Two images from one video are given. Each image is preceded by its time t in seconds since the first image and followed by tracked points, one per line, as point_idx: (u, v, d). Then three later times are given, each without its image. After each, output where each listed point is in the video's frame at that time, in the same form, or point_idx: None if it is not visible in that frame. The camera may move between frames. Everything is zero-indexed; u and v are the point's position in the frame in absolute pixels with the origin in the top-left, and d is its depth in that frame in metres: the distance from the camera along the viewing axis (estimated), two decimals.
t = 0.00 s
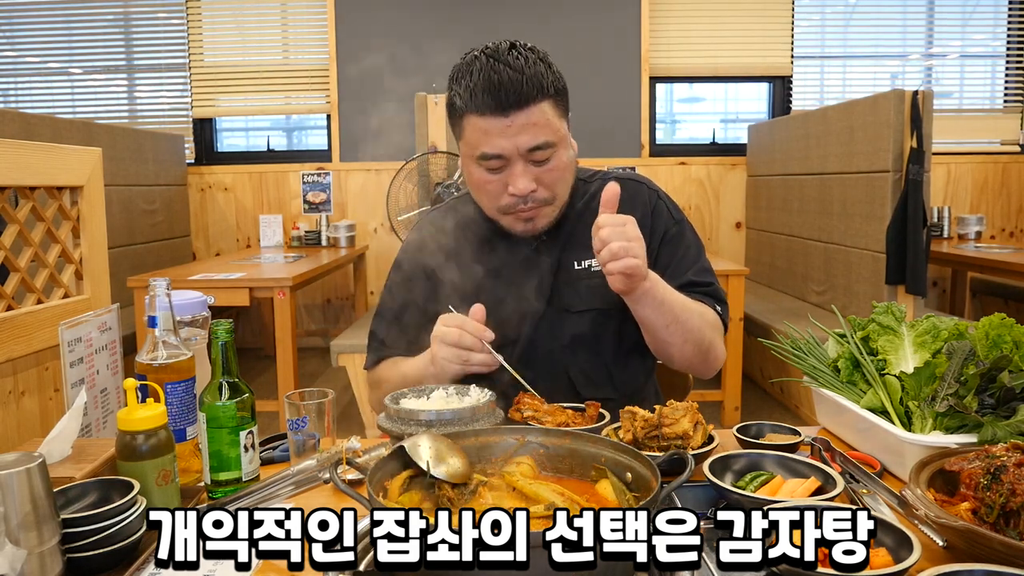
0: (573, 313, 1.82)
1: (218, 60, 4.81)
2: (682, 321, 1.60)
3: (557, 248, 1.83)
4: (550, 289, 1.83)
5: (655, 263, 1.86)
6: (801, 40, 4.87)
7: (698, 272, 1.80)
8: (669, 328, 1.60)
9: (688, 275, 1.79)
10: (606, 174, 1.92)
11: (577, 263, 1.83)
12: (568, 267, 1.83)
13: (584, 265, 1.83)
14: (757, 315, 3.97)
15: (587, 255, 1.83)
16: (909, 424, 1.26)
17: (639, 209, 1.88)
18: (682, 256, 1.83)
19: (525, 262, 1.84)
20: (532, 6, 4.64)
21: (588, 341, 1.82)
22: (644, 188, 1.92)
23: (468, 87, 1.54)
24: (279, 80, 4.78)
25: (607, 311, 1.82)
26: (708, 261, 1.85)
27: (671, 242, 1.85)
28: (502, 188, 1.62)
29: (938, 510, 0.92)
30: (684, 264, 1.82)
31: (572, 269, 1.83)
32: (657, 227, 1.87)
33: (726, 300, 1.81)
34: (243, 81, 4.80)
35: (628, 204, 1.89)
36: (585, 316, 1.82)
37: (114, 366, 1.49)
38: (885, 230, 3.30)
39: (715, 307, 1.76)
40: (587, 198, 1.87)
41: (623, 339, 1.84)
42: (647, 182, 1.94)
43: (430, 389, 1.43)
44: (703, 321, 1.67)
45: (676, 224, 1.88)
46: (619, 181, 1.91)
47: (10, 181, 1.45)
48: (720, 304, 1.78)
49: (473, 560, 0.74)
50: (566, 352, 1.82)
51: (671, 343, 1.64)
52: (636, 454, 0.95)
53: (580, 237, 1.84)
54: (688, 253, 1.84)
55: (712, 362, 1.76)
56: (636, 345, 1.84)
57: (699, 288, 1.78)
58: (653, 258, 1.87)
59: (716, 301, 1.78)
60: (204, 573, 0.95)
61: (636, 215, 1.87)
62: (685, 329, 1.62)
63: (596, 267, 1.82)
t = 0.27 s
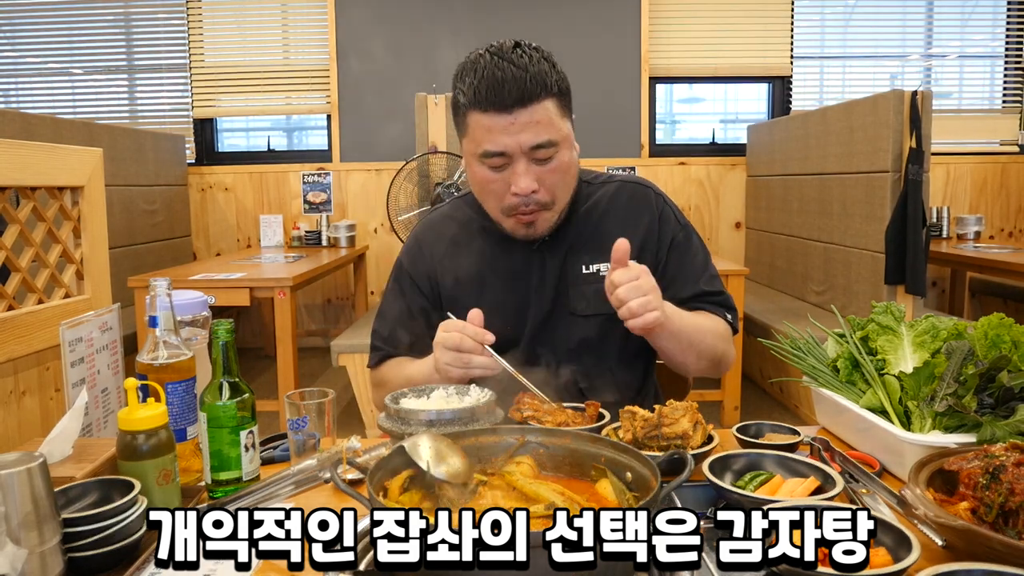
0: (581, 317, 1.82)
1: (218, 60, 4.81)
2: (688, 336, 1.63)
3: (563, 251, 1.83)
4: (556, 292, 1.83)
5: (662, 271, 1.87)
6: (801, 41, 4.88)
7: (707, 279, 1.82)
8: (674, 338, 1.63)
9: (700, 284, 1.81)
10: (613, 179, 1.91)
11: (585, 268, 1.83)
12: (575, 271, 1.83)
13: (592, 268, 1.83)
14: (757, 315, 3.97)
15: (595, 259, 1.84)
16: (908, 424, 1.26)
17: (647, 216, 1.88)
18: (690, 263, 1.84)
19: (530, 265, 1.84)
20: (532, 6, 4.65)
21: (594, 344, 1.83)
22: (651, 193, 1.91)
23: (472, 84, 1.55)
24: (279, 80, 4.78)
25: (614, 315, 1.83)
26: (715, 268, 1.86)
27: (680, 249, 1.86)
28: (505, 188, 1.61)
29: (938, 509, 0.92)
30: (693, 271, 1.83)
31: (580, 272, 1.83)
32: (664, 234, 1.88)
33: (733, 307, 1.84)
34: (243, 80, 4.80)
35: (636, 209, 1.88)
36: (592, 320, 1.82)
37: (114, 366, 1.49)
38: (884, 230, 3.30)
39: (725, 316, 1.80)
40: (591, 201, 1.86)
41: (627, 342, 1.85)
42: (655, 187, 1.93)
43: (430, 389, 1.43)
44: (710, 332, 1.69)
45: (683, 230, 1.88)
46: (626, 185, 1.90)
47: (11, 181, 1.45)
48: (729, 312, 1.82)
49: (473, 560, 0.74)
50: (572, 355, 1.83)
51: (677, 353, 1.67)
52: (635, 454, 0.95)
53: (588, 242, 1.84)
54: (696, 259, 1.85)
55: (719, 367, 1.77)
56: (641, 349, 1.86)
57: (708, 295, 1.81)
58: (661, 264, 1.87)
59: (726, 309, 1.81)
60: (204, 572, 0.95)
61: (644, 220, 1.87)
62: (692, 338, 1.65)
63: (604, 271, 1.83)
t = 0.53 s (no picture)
0: (585, 320, 1.82)
1: (218, 60, 4.81)
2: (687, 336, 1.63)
3: (567, 252, 1.84)
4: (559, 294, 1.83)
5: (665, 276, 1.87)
6: (801, 41, 4.87)
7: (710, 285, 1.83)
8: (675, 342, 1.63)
9: (703, 289, 1.82)
10: (617, 183, 1.91)
11: (588, 270, 1.83)
12: (579, 273, 1.83)
13: (596, 271, 1.83)
14: (757, 315, 3.97)
15: (598, 261, 1.84)
16: (909, 424, 1.26)
17: (652, 221, 1.88)
18: (693, 268, 1.84)
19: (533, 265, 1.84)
20: (532, 6, 4.64)
21: (598, 346, 1.83)
22: (655, 197, 1.91)
23: (480, 84, 1.55)
24: (279, 80, 4.78)
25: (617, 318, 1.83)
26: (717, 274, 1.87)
27: (683, 253, 1.86)
28: (510, 187, 1.61)
29: (938, 510, 0.92)
30: (696, 276, 1.84)
31: (584, 274, 1.83)
32: (668, 238, 1.88)
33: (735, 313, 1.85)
34: (243, 80, 4.80)
35: (640, 213, 1.88)
36: (595, 322, 1.82)
37: (114, 366, 1.49)
38: (885, 230, 3.30)
39: (726, 322, 1.81)
40: (594, 203, 1.87)
41: (630, 344, 1.85)
42: (658, 192, 1.94)
43: (430, 389, 1.43)
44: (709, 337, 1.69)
45: (686, 235, 1.89)
46: (629, 189, 1.91)
47: (10, 181, 1.45)
48: (730, 318, 1.82)
49: (473, 560, 0.74)
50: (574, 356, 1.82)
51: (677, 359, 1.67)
52: (636, 454, 0.95)
53: (591, 244, 1.85)
54: (699, 264, 1.85)
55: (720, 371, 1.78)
56: (644, 352, 1.86)
57: (710, 301, 1.81)
58: (664, 268, 1.87)
59: (728, 315, 1.82)
60: (204, 573, 0.95)
61: (649, 225, 1.87)
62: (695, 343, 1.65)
63: (607, 274, 1.83)
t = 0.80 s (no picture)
0: (587, 320, 1.82)
1: (218, 60, 4.81)
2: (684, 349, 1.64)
3: (571, 252, 1.84)
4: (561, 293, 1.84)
5: (665, 279, 1.87)
6: (801, 41, 4.87)
7: (711, 288, 1.84)
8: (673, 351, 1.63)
9: (704, 293, 1.82)
10: (620, 184, 1.91)
11: (592, 271, 1.84)
12: (583, 274, 1.83)
13: (599, 272, 1.83)
14: (757, 315, 3.98)
15: (602, 262, 1.84)
16: (909, 424, 1.26)
17: (654, 223, 1.88)
18: (694, 272, 1.85)
19: (537, 265, 1.84)
20: (532, 5, 4.64)
21: (600, 347, 1.84)
22: (658, 199, 1.91)
23: (486, 79, 1.55)
24: (279, 80, 4.77)
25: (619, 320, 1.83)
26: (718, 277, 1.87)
27: (685, 256, 1.86)
28: (514, 183, 1.61)
29: (938, 510, 0.92)
30: (697, 280, 1.84)
31: (587, 275, 1.83)
32: (670, 241, 1.88)
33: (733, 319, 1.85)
34: (243, 80, 4.80)
35: (643, 214, 1.88)
36: (598, 323, 1.83)
37: (114, 366, 1.49)
38: (884, 230, 3.30)
39: (725, 327, 1.81)
40: (598, 203, 1.87)
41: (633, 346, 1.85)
42: (661, 194, 1.94)
43: (430, 389, 1.43)
44: (707, 343, 1.70)
45: (688, 238, 1.89)
46: (632, 189, 1.90)
47: (10, 181, 1.45)
48: (730, 323, 1.83)
49: (473, 561, 0.74)
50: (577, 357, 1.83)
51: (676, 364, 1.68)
52: (636, 455, 0.95)
53: (595, 244, 1.84)
54: (700, 267, 1.86)
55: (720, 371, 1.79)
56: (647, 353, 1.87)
57: (711, 305, 1.82)
58: (666, 270, 1.87)
59: (727, 320, 1.83)
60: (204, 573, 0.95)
61: (652, 227, 1.87)
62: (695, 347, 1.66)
63: (610, 275, 1.83)
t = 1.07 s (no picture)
0: (592, 322, 1.82)
1: (218, 60, 4.81)
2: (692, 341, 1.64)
3: (577, 253, 1.84)
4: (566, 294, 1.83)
5: (670, 281, 1.87)
6: (801, 41, 4.87)
7: (715, 291, 1.84)
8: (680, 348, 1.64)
9: (708, 294, 1.83)
10: (626, 184, 1.91)
11: (597, 273, 1.83)
12: (589, 275, 1.83)
13: (605, 273, 1.83)
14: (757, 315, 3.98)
15: (607, 264, 1.84)
16: (909, 424, 1.26)
17: (659, 224, 1.88)
18: (699, 274, 1.85)
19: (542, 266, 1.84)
20: (532, 5, 4.64)
21: (605, 349, 1.82)
22: (664, 200, 1.91)
23: (493, 69, 1.56)
24: (279, 80, 4.77)
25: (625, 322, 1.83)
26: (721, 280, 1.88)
27: (690, 258, 1.87)
28: (518, 174, 1.61)
29: (938, 510, 0.92)
30: (702, 282, 1.85)
31: (593, 277, 1.83)
32: (675, 242, 1.88)
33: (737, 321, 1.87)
34: (243, 80, 4.80)
35: (649, 215, 1.88)
36: (603, 325, 1.82)
37: (114, 366, 1.49)
38: (885, 230, 3.30)
39: (729, 328, 1.82)
40: (604, 204, 1.87)
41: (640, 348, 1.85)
42: (667, 195, 1.94)
43: (430, 389, 1.43)
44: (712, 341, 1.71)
45: (693, 239, 1.89)
46: (638, 191, 1.90)
47: (10, 181, 1.45)
48: (734, 325, 1.84)
49: (474, 561, 0.74)
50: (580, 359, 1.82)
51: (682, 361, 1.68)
52: (636, 455, 0.95)
53: (601, 246, 1.84)
54: (704, 270, 1.86)
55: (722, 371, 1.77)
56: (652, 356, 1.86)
57: (716, 308, 1.83)
58: (671, 272, 1.87)
59: (730, 322, 1.83)
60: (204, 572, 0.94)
61: (657, 228, 1.87)
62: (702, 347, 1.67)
63: (615, 277, 1.83)
